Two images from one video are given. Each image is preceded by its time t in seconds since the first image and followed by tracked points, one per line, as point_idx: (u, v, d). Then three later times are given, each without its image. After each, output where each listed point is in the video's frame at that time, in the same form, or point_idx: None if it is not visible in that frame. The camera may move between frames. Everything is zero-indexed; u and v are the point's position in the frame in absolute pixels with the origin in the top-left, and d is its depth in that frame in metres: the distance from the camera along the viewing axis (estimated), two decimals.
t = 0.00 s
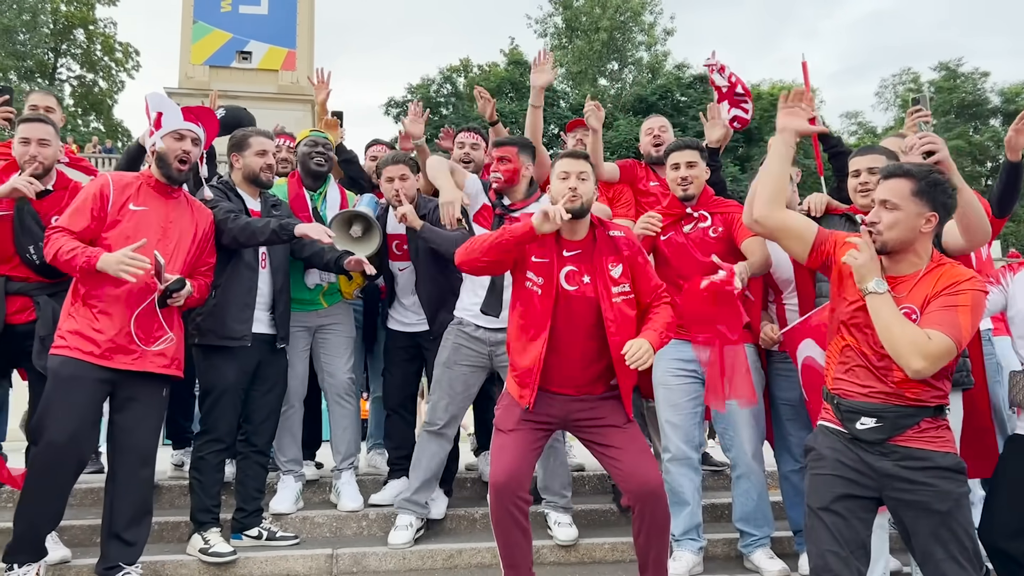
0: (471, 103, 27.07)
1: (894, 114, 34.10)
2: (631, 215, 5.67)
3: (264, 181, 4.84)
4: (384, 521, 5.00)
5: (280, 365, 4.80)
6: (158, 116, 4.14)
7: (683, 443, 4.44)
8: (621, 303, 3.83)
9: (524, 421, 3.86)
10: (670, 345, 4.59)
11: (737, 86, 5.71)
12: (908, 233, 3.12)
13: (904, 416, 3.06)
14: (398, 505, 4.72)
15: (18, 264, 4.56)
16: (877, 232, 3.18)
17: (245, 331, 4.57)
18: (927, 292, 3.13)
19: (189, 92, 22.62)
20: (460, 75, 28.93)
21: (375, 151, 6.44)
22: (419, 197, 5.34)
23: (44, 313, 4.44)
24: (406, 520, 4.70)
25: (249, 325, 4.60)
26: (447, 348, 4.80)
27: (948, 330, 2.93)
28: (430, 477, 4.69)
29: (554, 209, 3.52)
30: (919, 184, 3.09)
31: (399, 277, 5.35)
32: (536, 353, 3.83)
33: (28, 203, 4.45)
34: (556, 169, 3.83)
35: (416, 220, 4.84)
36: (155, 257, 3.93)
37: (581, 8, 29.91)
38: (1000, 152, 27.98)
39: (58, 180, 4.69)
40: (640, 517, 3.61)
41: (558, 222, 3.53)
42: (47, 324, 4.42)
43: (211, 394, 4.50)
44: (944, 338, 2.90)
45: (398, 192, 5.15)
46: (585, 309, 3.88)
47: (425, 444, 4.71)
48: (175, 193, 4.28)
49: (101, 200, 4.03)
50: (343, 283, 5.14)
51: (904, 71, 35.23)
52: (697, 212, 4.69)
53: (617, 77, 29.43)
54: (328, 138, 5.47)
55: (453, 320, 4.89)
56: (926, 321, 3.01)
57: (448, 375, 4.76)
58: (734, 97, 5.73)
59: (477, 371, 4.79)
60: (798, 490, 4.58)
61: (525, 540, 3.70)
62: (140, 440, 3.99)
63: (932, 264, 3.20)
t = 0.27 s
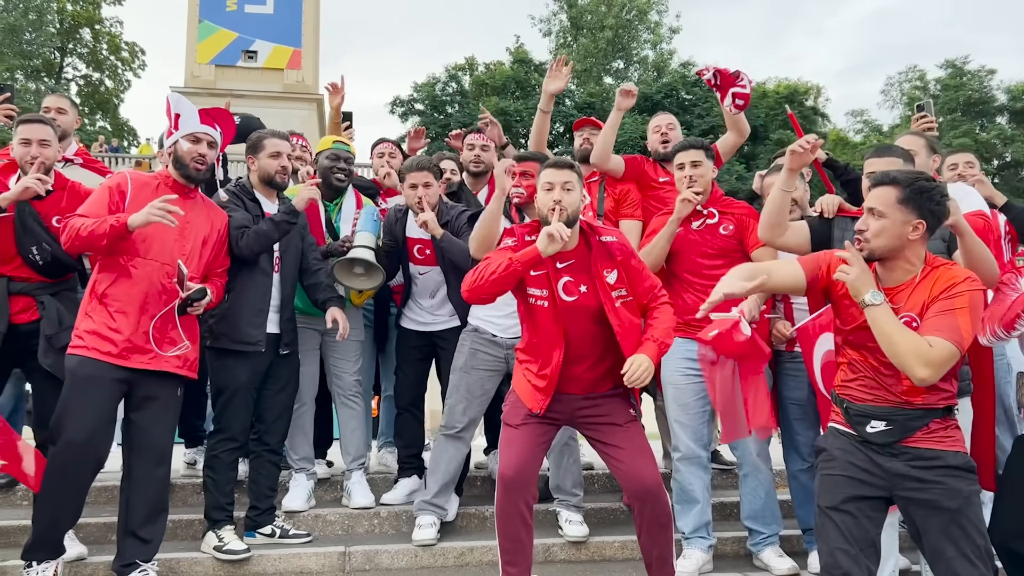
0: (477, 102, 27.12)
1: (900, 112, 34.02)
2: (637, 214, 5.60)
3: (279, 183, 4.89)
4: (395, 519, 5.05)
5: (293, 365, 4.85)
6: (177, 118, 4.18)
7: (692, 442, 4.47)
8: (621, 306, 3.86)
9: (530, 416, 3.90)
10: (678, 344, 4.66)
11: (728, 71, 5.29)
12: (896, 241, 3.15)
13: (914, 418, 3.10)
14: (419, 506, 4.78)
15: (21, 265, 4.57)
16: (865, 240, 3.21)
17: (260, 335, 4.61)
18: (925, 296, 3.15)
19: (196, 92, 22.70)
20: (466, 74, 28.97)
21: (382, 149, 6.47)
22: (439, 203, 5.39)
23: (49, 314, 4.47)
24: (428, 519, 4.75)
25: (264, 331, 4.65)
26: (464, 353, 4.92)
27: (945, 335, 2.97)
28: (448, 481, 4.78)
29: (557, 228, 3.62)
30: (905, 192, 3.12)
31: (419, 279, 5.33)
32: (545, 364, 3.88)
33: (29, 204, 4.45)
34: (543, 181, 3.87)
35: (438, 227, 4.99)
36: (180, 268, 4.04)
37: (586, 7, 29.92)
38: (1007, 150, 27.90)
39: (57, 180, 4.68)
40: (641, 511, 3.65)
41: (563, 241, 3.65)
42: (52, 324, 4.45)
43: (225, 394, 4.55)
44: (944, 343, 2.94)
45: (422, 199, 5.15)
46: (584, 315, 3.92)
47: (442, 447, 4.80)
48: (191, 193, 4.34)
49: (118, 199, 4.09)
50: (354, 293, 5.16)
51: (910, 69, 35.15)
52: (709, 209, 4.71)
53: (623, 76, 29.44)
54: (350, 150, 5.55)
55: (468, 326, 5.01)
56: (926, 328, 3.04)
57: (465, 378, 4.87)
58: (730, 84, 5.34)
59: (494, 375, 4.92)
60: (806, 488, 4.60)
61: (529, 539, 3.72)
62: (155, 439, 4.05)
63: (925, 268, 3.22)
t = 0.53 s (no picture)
0: (481, 102, 27.15)
1: (905, 109, 33.94)
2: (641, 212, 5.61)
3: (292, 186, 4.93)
4: (404, 517, 5.08)
5: (301, 364, 4.89)
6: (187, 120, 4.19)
7: (699, 440, 4.49)
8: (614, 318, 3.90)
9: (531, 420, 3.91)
10: (685, 343, 4.75)
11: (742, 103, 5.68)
12: (885, 255, 3.13)
13: (928, 420, 3.12)
14: (426, 506, 4.79)
15: (6, 265, 4.50)
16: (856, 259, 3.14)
17: (266, 338, 4.62)
18: (919, 310, 3.16)
19: (200, 91, 22.71)
20: (470, 73, 28.99)
21: (387, 150, 6.53)
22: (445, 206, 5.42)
23: (37, 314, 4.45)
24: (437, 518, 4.75)
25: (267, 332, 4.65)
26: (466, 350, 4.99)
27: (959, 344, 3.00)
28: (455, 479, 4.78)
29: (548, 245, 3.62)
30: (889, 207, 3.10)
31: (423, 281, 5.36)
32: (542, 374, 3.93)
33: (14, 204, 4.46)
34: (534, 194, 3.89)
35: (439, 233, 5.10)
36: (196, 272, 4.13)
37: (590, 5, 29.90)
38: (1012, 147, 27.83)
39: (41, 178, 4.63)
40: (647, 508, 3.68)
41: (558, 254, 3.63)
42: (40, 325, 4.43)
43: (234, 393, 4.58)
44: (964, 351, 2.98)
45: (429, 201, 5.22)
46: (581, 322, 3.94)
47: (447, 445, 4.80)
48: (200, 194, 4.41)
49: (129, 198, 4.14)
50: (364, 305, 5.20)
51: (915, 67, 35.07)
52: (710, 222, 4.72)
53: (627, 74, 29.43)
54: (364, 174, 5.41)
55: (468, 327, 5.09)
56: (937, 342, 3.06)
57: (470, 374, 4.93)
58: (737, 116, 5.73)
59: (494, 372, 4.99)
60: (813, 487, 4.62)
61: (532, 537, 3.69)
62: (164, 437, 4.08)
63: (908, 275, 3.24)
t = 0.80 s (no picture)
0: (482, 100, 27.13)
1: (907, 107, 33.88)
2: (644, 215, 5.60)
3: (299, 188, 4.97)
4: (408, 516, 5.10)
5: (305, 364, 4.90)
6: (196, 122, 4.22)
7: (701, 439, 4.49)
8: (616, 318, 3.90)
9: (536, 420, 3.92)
10: (690, 346, 4.76)
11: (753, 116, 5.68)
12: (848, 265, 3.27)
13: (936, 417, 3.19)
14: (431, 505, 4.81)
15: (8, 266, 4.52)
16: (822, 274, 3.27)
17: (274, 341, 4.65)
18: (895, 301, 3.25)
19: (203, 91, 22.77)
20: (472, 71, 28.95)
21: (392, 150, 6.51)
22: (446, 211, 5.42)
23: (41, 312, 4.45)
24: (440, 517, 4.78)
25: (276, 336, 4.68)
26: (470, 349, 5.02)
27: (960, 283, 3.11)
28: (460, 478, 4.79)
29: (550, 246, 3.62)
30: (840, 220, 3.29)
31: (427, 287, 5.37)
32: (544, 374, 3.94)
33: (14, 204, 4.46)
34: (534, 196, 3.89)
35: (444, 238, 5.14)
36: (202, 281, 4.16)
37: (592, 4, 29.85)
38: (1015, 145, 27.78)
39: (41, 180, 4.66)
40: (651, 507, 3.69)
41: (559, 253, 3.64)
42: (44, 321, 4.42)
43: (239, 393, 4.59)
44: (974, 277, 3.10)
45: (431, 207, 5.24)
46: (582, 323, 3.96)
47: (451, 445, 4.83)
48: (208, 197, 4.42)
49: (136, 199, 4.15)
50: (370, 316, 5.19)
51: (917, 65, 34.99)
52: (708, 248, 4.58)
53: (629, 73, 29.38)
54: (363, 190, 5.24)
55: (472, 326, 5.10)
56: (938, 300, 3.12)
57: (474, 374, 4.96)
58: (752, 127, 5.73)
59: (499, 372, 5.01)
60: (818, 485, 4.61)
61: (536, 538, 3.67)
62: (169, 437, 4.10)
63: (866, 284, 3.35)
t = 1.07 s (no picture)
0: (484, 99, 27.14)
1: (908, 105, 33.86)
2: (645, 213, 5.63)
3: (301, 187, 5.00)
4: (409, 514, 5.11)
5: (305, 363, 4.92)
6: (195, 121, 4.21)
7: (700, 437, 4.51)
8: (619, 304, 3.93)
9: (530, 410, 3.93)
10: (689, 344, 4.76)
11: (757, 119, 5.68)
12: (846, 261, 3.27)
13: (934, 432, 3.13)
14: (431, 502, 4.82)
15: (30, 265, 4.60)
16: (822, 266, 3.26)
17: (277, 341, 4.67)
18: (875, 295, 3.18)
19: (204, 91, 22.78)
20: (473, 70, 28.97)
21: (392, 148, 6.53)
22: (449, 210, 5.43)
23: (60, 314, 4.53)
24: (441, 515, 4.80)
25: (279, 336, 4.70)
26: (471, 347, 5.03)
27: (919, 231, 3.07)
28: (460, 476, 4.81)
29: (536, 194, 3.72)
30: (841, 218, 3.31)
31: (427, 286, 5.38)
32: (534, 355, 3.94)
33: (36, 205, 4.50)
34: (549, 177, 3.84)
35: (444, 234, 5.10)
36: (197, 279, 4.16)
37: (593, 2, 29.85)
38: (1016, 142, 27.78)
39: (64, 180, 4.66)
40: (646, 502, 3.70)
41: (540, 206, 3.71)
42: (63, 324, 4.50)
43: (240, 391, 4.60)
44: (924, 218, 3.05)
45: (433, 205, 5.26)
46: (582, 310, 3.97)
47: (452, 443, 4.86)
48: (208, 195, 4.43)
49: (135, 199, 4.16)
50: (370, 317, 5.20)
51: (919, 63, 34.97)
52: (702, 248, 4.58)
53: (630, 71, 29.38)
54: (361, 192, 5.24)
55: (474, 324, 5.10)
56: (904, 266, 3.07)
57: (475, 372, 4.97)
58: (757, 128, 5.71)
59: (500, 370, 5.01)
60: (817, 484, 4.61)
61: (523, 530, 3.72)
62: (170, 435, 4.11)
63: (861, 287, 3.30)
